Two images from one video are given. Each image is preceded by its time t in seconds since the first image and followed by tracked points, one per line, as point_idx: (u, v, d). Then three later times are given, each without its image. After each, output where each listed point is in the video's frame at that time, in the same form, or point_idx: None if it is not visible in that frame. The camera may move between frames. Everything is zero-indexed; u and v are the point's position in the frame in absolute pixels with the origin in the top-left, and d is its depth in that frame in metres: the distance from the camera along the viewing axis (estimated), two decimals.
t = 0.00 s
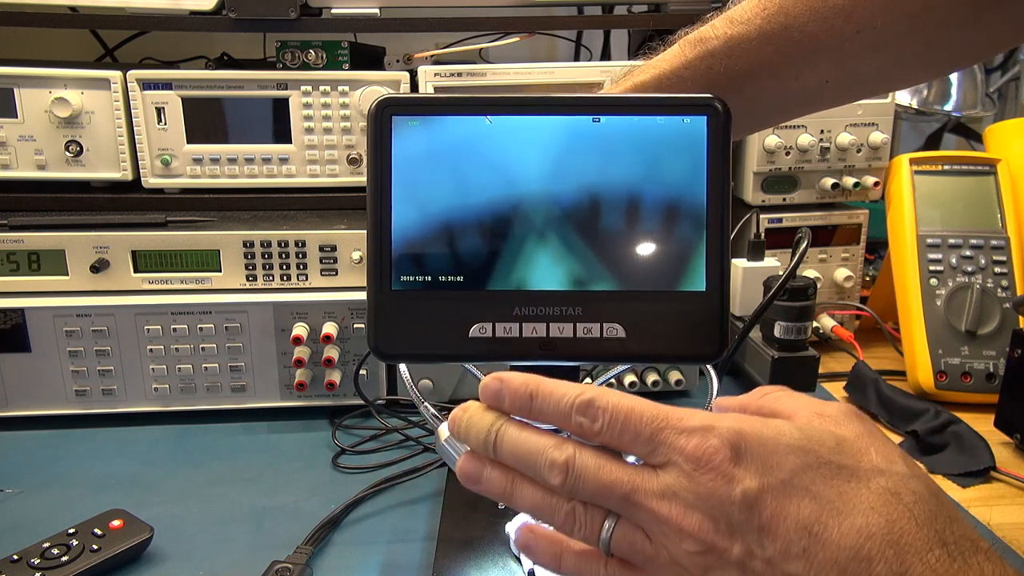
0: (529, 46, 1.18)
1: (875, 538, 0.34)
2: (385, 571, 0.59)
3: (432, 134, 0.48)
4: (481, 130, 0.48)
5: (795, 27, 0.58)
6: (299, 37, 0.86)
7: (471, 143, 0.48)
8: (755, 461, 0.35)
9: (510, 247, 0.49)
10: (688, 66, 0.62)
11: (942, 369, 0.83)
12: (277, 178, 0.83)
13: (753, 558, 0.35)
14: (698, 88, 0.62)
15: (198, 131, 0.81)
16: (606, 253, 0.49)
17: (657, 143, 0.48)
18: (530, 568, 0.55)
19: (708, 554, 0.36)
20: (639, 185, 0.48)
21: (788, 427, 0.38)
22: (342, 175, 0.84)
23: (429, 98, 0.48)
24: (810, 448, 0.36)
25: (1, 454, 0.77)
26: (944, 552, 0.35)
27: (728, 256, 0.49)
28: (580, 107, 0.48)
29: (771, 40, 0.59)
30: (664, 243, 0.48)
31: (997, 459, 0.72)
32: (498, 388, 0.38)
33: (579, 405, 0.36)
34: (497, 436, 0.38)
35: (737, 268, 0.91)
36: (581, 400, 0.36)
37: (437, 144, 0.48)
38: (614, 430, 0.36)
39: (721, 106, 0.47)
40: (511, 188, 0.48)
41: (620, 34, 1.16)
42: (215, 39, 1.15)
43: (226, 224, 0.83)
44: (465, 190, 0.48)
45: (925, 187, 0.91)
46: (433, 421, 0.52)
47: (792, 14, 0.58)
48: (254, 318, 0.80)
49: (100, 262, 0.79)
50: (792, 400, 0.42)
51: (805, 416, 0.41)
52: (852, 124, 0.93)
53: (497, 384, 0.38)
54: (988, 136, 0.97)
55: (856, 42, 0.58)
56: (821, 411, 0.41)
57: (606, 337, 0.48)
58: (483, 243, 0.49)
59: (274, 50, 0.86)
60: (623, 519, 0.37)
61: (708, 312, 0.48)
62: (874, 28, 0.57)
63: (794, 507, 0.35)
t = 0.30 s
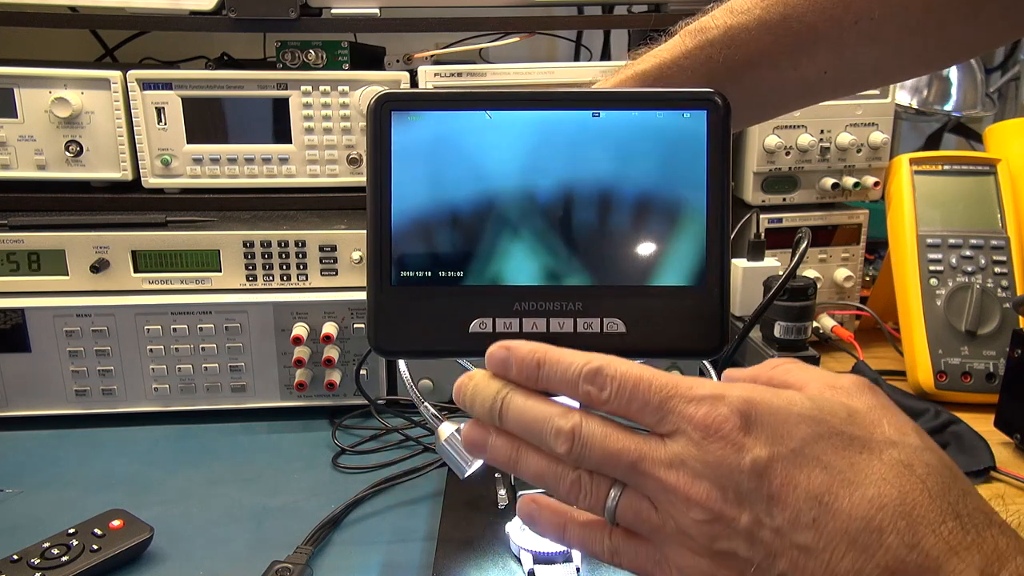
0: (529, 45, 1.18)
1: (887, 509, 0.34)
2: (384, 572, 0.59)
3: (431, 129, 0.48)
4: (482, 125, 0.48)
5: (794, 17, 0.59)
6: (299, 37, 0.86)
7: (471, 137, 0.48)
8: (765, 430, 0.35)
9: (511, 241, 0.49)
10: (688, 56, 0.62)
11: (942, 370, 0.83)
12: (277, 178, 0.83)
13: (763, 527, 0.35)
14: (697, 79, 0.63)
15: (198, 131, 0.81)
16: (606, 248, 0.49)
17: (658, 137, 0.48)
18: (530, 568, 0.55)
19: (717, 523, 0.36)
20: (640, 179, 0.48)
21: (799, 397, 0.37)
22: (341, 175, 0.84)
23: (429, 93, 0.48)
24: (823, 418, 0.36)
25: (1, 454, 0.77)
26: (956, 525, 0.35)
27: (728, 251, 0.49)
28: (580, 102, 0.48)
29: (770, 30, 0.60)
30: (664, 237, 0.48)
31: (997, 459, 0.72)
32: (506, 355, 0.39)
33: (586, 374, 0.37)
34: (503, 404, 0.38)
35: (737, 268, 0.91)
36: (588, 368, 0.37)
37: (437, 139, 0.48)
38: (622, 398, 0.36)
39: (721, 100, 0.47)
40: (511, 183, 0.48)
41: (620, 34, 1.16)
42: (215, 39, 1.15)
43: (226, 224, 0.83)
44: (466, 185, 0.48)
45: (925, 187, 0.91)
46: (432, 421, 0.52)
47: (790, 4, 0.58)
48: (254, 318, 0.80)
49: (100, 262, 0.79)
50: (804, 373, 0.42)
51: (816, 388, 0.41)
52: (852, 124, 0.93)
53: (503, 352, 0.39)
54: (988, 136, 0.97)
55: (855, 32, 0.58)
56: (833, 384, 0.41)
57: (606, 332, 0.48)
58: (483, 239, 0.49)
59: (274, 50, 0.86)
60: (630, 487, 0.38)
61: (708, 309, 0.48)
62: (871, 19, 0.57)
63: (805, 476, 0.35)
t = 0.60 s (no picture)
0: (528, 46, 1.18)
1: (869, 528, 0.33)
2: (384, 571, 0.59)
3: (433, 129, 0.48)
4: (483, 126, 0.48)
5: (796, 22, 0.59)
6: (299, 37, 0.86)
7: (473, 138, 0.48)
8: (748, 450, 0.35)
9: (511, 242, 0.49)
10: (690, 61, 0.62)
11: (942, 369, 0.83)
12: (277, 178, 0.83)
13: (745, 548, 0.34)
14: (700, 84, 0.62)
15: (198, 131, 0.81)
16: (606, 249, 0.49)
17: (659, 140, 0.48)
18: (529, 568, 0.55)
19: (699, 544, 0.35)
20: (641, 181, 0.48)
21: (781, 416, 0.37)
22: (342, 175, 0.84)
23: (430, 93, 0.48)
24: (805, 437, 0.35)
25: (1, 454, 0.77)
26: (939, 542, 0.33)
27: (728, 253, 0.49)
28: (582, 104, 0.48)
29: (772, 35, 0.60)
30: (664, 239, 0.48)
31: (997, 459, 0.72)
32: (487, 367, 0.38)
33: (570, 386, 0.37)
34: (487, 422, 0.38)
35: (737, 268, 0.91)
36: (571, 380, 0.37)
37: (438, 140, 0.48)
38: (603, 414, 0.36)
39: (722, 103, 0.47)
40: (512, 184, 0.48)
41: (620, 34, 1.16)
42: (215, 38, 1.15)
43: (226, 224, 0.83)
44: (467, 187, 0.48)
45: (925, 187, 0.91)
46: (433, 421, 0.52)
47: (793, 9, 0.58)
48: (254, 318, 0.80)
49: (100, 262, 0.79)
50: (784, 388, 0.41)
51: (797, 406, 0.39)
52: (852, 124, 0.93)
53: (486, 361, 0.38)
54: (988, 136, 0.97)
55: (857, 37, 0.58)
56: (816, 400, 0.40)
57: (606, 334, 0.48)
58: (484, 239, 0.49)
59: (274, 50, 0.86)
60: (612, 509, 0.37)
61: (708, 310, 0.48)
62: (874, 24, 0.57)
63: (786, 496, 0.34)
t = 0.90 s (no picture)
0: (528, 46, 1.18)
1: None
2: (384, 571, 0.59)
3: (431, 132, 0.48)
4: (482, 129, 0.48)
5: (798, 31, 0.58)
6: (299, 37, 0.86)
7: (471, 141, 0.48)
8: (661, 538, 0.34)
9: (510, 245, 0.49)
10: (692, 70, 0.63)
11: (942, 369, 0.83)
12: (277, 178, 0.83)
13: None
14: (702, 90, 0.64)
15: (198, 131, 0.81)
16: (605, 251, 0.49)
17: (658, 143, 0.48)
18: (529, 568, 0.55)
19: None
20: (640, 184, 0.48)
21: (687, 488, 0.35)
22: (341, 175, 0.84)
23: (429, 96, 0.48)
24: (710, 515, 0.34)
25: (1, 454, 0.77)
26: None
27: (728, 255, 0.49)
28: (581, 106, 0.48)
29: (774, 42, 0.60)
30: (663, 241, 0.48)
31: (997, 459, 0.72)
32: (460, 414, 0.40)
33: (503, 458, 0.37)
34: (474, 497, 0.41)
35: (737, 268, 0.91)
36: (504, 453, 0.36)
37: (437, 143, 0.48)
38: (531, 489, 0.36)
39: (722, 106, 0.47)
40: (511, 187, 0.48)
41: (620, 34, 1.16)
42: (215, 38, 1.15)
43: (226, 224, 0.83)
44: (467, 189, 0.48)
45: (924, 187, 0.92)
46: (432, 421, 0.52)
47: (796, 17, 0.57)
48: (254, 318, 0.80)
49: (100, 262, 0.79)
50: (687, 434, 0.38)
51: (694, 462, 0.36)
52: (852, 124, 0.93)
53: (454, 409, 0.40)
54: (988, 136, 0.97)
55: (860, 45, 0.58)
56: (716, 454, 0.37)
57: (606, 336, 0.48)
58: (483, 241, 0.49)
59: (274, 50, 0.86)
60: None
61: (707, 311, 0.48)
62: (877, 33, 0.56)
63: None
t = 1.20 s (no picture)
0: (529, 45, 1.18)
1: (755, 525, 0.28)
2: (384, 572, 0.59)
3: (431, 132, 0.48)
4: (482, 129, 0.48)
5: (805, 16, 0.59)
6: (299, 37, 0.86)
7: (471, 141, 0.48)
8: (635, 478, 0.29)
9: (510, 245, 0.49)
10: (699, 53, 0.63)
11: (942, 369, 0.83)
12: (277, 178, 0.83)
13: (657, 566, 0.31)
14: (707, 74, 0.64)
15: (198, 131, 0.81)
16: (605, 251, 0.48)
17: (659, 143, 0.48)
18: (530, 568, 0.55)
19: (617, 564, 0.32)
20: (640, 184, 0.48)
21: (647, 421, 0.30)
22: (342, 175, 0.84)
23: (430, 96, 0.48)
24: (684, 453, 0.28)
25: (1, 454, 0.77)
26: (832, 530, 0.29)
27: (728, 255, 0.49)
28: (581, 106, 0.48)
29: (780, 29, 0.60)
30: (663, 241, 0.48)
31: (997, 459, 0.72)
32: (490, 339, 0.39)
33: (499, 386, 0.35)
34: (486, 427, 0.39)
35: (737, 268, 0.91)
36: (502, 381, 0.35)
37: (437, 143, 0.48)
38: (516, 417, 0.34)
39: (722, 106, 0.47)
40: (510, 186, 0.48)
41: (620, 34, 1.16)
42: (215, 38, 1.15)
43: (226, 224, 0.83)
44: (467, 189, 0.48)
45: (924, 187, 0.92)
46: (432, 421, 0.52)
47: (803, 4, 0.58)
48: (254, 318, 0.80)
49: (100, 262, 0.79)
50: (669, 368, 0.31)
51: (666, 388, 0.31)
52: (852, 123, 0.93)
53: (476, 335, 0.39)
54: (988, 136, 0.97)
55: (865, 34, 0.58)
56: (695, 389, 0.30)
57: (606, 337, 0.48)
58: (483, 241, 0.49)
59: (274, 50, 0.86)
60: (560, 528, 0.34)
61: (707, 312, 0.48)
62: (881, 21, 0.57)
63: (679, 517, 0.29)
